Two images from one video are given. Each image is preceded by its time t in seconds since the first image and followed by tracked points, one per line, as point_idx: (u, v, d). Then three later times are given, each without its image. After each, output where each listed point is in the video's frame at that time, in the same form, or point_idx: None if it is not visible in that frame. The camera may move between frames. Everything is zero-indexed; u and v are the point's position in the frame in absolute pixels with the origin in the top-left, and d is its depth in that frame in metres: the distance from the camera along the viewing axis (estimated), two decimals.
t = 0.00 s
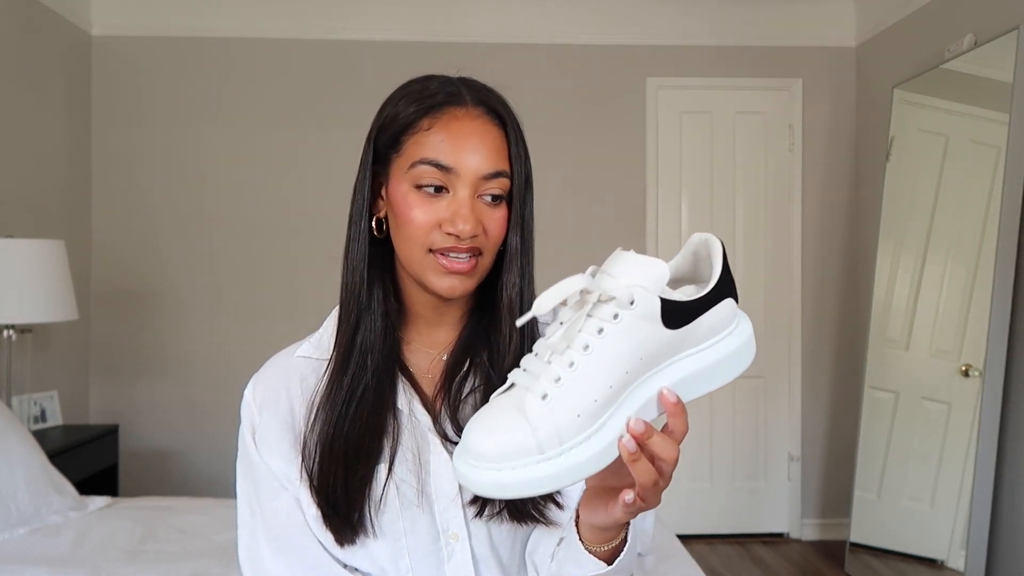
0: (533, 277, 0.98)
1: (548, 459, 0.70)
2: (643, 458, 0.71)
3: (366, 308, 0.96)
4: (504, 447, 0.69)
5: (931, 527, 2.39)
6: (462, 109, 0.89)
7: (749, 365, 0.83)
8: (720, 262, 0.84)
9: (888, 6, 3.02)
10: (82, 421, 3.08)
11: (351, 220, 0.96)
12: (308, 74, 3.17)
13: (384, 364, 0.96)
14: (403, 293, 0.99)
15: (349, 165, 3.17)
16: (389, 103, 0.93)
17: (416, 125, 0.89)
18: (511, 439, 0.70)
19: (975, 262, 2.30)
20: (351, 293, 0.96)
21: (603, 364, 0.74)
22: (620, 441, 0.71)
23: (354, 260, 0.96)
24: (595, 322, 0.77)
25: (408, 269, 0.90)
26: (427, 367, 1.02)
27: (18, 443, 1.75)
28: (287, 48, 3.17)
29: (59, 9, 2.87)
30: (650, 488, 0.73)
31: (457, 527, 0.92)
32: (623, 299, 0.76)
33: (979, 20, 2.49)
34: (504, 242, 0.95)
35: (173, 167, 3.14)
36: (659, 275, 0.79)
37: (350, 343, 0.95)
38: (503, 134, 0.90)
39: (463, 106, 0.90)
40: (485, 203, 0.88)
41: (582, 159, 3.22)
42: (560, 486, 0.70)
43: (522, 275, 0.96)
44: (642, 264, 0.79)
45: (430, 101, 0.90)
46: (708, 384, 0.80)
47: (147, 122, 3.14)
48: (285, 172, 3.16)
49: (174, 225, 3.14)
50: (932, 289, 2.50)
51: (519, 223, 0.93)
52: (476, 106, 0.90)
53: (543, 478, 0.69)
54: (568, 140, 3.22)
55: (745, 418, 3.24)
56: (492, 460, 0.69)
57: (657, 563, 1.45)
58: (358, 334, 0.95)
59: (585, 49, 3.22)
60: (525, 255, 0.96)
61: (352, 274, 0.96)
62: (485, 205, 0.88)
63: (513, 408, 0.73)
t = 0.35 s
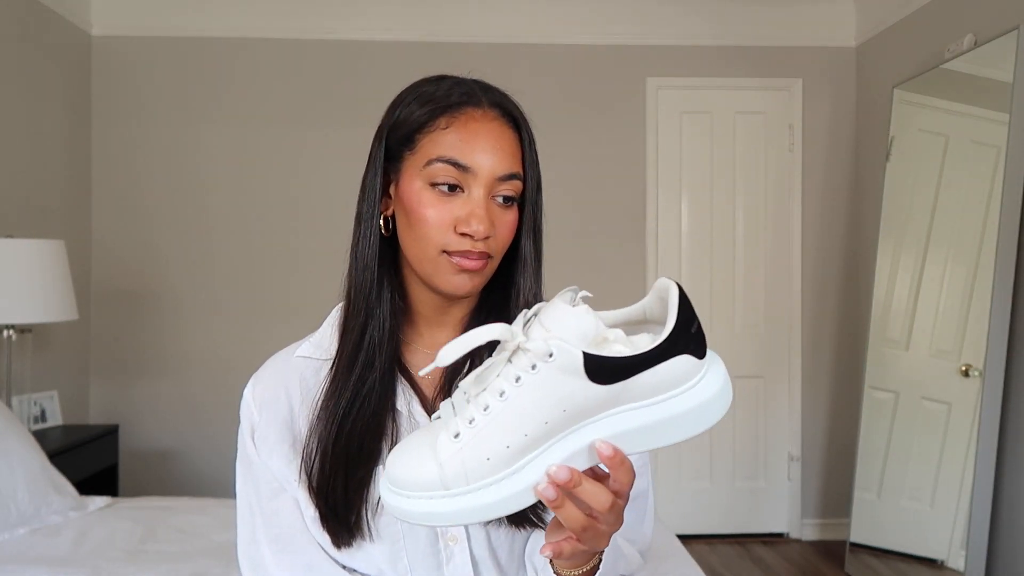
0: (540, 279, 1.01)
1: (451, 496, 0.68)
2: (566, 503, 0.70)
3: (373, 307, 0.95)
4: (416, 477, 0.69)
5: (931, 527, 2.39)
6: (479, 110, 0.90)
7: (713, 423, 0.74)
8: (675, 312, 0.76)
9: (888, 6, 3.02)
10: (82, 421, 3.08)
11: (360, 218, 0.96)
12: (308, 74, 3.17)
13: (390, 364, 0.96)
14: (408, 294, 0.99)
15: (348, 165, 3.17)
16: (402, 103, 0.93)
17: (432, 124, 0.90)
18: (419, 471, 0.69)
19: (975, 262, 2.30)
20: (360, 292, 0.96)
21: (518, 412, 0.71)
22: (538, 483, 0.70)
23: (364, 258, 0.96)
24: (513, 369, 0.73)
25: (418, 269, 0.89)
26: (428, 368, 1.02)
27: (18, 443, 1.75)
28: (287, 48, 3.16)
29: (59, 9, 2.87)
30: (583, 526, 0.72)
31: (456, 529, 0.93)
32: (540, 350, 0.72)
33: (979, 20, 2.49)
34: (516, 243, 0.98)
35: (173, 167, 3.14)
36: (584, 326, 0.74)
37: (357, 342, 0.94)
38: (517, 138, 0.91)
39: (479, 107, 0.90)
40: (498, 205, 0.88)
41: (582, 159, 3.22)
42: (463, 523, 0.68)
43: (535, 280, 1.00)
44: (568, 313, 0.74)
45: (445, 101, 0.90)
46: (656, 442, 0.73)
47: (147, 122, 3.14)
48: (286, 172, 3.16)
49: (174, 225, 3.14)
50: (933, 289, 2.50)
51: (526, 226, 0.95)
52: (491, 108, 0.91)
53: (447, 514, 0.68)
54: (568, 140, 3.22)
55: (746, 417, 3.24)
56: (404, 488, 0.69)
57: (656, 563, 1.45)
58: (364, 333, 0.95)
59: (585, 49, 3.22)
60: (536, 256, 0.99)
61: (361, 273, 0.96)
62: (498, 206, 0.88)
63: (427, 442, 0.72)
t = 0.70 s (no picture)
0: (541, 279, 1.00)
1: (449, 463, 0.71)
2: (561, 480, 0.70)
3: (373, 308, 0.95)
4: (413, 441, 0.71)
5: (931, 527, 2.38)
6: (475, 109, 0.90)
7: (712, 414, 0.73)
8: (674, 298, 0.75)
9: (888, 6, 3.02)
10: (82, 421, 3.09)
11: (357, 219, 0.96)
12: (308, 74, 3.17)
13: (389, 365, 0.95)
14: (408, 294, 0.99)
15: (348, 165, 3.16)
16: (399, 103, 0.93)
17: (428, 123, 0.89)
18: (418, 435, 0.71)
19: (975, 262, 2.30)
20: (357, 293, 0.95)
21: (516, 385, 0.73)
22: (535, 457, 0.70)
23: (363, 260, 0.96)
24: (513, 343, 0.75)
25: (416, 268, 0.89)
26: (427, 368, 1.02)
27: (18, 443, 1.75)
28: (287, 48, 3.16)
29: (59, 9, 2.87)
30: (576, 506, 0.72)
31: (456, 530, 0.92)
32: (539, 325, 0.73)
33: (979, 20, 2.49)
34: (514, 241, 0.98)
35: (173, 167, 3.14)
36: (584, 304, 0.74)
37: (356, 344, 0.94)
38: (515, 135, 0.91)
39: (476, 106, 0.90)
40: (497, 203, 0.88)
41: (582, 159, 3.22)
42: (459, 490, 0.70)
43: (534, 278, 0.99)
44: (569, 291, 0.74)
45: (442, 100, 0.90)
46: (653, 426, 0.73)
47: (148, 122, 3.14)
48: (286, 172, 3.16)
49: (175, 225, 3.15)
50: (933, 289, 2.50)
51: (526, 225, 0.95)
52: (489, 106, 0.91)
53: (442, 480, 0.70)
54: (568, 140, 3.22)
55: (746, 418, 3.24)
56: (402, 451, 0.72)
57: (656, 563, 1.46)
58: (363, 334, 0.95)
59: (586, 49, 3.22)
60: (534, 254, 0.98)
61: (359, 275, 0.96)
62: (496, 204, 0.88)
63: (428, 412, 0.74)
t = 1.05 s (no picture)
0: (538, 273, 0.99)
1: (507, 363, 0.80)
2: (605, 385, 0.74)
3: (368, 309, 0.96)
4: (472, 350, 0.80)
5: (931, 527, 2.38)
6: (462, 105, 0.90)
7: (740, 324, 0.86)
8: (707, 217, 0.88)
9: (889, 6, 3.02)
10: (83, 421, 3.09)
11: (351, 222, 0.96)
12: (308, 74, 3.17)
13: (385, 365, 0.96)
14: (404, 294, 1.00)
15: (348, 165, 3.17)
16: (387, 103, 0.93)
17: (416, 123, 0.90)
18: (475, 346, 0.80)
19: (975, 262, 2.30)
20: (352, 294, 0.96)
21: (566, 290, 0.83)
22: (582, 364, 0.75)
23: (357, 261, 0.97)
24: (563, 254, 0.84)
25: (411, 267, 0.90)
26: (426, 367, 1.02)
27: (18, 443, 1.75)
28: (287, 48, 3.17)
29: (59, 10, 2.87)
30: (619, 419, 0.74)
31: (454, 528, 0.91)
32: (587, 234, 0.84)
33: (979, 20, 2.49)
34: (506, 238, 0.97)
35: (173, 167, 3.14)
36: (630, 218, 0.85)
37: (352, 346, 0.95)
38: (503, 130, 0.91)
39: (463, 102, 0.90)
40: (487, 199, 0.89)
41: (582, 159, 3.23)
42: (515, 389, 0.79)
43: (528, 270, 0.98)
44: (614, 206, 0.85)
45: (429, 98, 0.90)
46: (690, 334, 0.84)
47: (148, 122, 3.14)
48: (285, 171, 3.16)
49: (175, 225, 3.15)
50: (932, 288, 2.50)
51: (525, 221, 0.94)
52: (475, 102, 0.91)
53: (499, 380, 0.79)
54: (568, 140, 3.22)
55: (746, 418, 3.24)
56: (460, 360, 0.80)
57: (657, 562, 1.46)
58: (358, 336, 0.95)
59: (585, 49, 3.22)
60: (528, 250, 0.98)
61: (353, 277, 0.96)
62: (487, 201, 0.89)
63: (487, 321, 0.83)
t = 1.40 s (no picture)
0: (525, 271, 0.96)
1: (573, 337, 0.86)
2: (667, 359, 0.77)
3: (360, 312, 0.96)
4: (539, 322, 0.86)
5: (931, 527, 2.38)
6: (442, 105, 0.90)
7: (797, 318, 0.88)
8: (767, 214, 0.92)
9: (889, 6, 3.02)
10: (82, 421, 3.09)
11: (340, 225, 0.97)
12: (308, 74, 3.17)
13: (379, 366, 0.96)
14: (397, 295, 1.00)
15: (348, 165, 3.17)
16: (371, 106, 0.94)
17: (397, 125, 0.91)
18: (544, 318, 0.87)
19: (975, 263, 2.30)
20: (343, 297, 0.96)
21: (633, 271, 0.88)
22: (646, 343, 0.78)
23: (344, 266, 0.97)
24: (634, 238, 0.90)
25: (398, 269, 0.91)
26: (424, 367, 1.02)
27: (18, 443, 1.75)
28: (287, 48, 3.16)
29: (59, 10, 2.87)
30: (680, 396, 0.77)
31: (454, 528, 0.91)
32: (659, 219, 0.89)
33: (979, 20, 2.49)
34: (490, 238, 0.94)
35: (173, 167, 3.14)
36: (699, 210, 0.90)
37: (344, 348, 0.96)
38: (485, 128, 0.91)
39: (443, 102, 0.91)
40: (471, 198, 0.89)
41: (582, 159, 3.22)
42: (580, 360, 0.86)
43: (509, 269, 0.94)
44: (686, 196, 0.91)
45: (409, 99, 0.91)
46: (750, 323, 0.87)
47: (148, 122, 3.14)
48: (285, 171, 3.16)
49: (175, 225, 3.15)
50: (932, 288, 2.50)
51: (507, 220, 0.92)
52: (456, 101, 0.91)
53: (563, 349, 0.85)
54: (568, 140, 3.22)
55: (745, 418, 3.24)
56: (528, 330, 0.87)
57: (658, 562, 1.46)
58: (351, 338, 0.96)
59: (586, 49, 3.22)
60: (511, 248, 0.93)
61: (343, 280, 0.96)
62: (470, 201, 0.89)
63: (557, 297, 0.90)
